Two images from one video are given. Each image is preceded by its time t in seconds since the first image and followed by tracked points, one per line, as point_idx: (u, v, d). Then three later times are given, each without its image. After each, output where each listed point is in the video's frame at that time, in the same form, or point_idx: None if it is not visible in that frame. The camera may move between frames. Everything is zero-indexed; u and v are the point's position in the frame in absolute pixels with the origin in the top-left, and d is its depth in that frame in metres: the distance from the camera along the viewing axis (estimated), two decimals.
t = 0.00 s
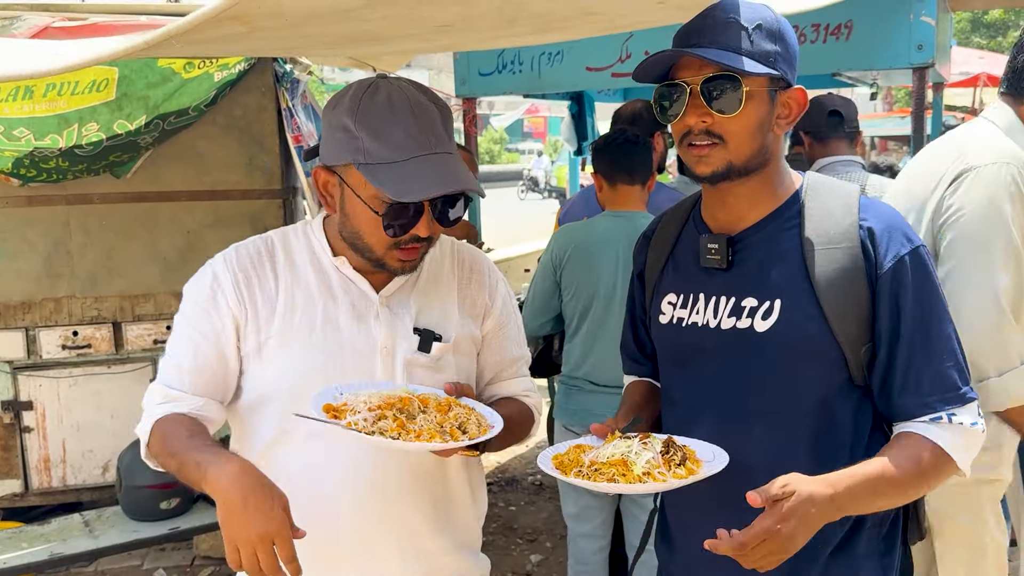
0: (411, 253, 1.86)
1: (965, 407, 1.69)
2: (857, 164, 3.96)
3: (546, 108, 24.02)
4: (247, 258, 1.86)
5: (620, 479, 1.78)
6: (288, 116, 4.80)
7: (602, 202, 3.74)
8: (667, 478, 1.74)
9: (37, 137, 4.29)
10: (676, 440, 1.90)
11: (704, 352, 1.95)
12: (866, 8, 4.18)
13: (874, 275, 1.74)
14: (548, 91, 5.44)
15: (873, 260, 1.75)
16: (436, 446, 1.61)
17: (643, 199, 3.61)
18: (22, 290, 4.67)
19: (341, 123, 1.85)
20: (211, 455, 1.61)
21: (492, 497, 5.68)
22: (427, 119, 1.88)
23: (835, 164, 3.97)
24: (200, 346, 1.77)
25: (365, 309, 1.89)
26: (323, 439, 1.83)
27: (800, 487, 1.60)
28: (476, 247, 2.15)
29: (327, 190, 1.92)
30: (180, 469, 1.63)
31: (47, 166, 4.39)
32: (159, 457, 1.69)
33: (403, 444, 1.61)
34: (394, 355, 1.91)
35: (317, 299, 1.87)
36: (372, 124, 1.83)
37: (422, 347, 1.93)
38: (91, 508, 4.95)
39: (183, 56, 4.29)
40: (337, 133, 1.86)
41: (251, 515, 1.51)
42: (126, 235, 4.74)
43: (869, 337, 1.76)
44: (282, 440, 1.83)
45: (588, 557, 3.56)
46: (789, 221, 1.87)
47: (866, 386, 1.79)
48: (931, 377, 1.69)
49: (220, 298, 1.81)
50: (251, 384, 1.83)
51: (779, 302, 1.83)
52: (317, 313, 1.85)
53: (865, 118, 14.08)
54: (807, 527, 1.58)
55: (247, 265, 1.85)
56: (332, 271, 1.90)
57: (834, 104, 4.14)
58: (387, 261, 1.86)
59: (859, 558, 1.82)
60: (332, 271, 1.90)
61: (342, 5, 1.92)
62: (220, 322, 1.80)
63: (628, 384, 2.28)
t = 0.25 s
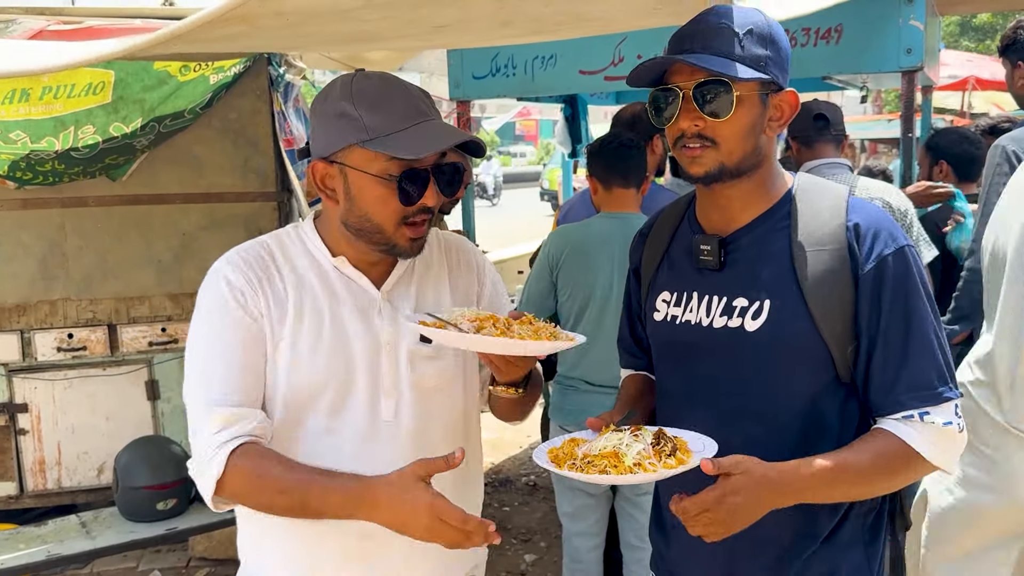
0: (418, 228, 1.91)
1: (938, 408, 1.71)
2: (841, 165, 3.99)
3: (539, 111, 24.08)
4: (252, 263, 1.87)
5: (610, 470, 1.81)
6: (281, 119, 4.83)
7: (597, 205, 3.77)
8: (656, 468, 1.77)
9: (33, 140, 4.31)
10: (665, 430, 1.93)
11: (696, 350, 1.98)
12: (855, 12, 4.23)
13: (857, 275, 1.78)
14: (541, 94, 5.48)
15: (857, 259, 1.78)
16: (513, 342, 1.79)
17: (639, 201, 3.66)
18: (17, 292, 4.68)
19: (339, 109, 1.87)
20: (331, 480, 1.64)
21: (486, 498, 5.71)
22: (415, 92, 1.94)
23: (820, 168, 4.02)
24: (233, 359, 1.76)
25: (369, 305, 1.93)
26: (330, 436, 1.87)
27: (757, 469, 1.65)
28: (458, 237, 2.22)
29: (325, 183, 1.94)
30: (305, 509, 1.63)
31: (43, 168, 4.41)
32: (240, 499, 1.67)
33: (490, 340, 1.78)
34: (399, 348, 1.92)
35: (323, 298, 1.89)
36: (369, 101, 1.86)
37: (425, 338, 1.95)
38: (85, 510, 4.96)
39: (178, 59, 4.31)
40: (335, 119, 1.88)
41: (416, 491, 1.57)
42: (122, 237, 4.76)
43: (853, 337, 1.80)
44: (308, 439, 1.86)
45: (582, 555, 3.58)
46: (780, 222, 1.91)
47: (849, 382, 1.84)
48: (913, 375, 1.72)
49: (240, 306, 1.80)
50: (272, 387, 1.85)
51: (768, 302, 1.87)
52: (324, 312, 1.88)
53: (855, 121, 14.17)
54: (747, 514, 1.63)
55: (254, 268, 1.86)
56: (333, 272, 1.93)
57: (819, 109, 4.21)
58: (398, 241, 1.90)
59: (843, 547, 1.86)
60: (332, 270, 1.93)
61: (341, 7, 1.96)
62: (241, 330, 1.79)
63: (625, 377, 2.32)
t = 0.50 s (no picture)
0: (421, 238, 1.97)
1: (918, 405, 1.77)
2: (830, 167, 4.05)
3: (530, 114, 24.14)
4: (264, 266, 1.88)
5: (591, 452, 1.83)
6: (274, 123, 4.92)
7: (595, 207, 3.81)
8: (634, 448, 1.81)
9: (27, 142, 4.35)
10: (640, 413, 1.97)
11: (687, 343, 2.05)
12: (843, 16, 4.27)
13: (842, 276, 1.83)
14: (533, 96, 5.51)
15: (845, 262, 1.83)
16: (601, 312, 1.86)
17: (636, 203, 3.71)
18: (11, 295, 4.69)
19: (350, 120, 1.90)
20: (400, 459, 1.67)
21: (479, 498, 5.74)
22: (421, 101, 1.97)
23: (810, 169, 4.07)
24: (267, 358, 1.76)
25: (376, 306, 1.98)
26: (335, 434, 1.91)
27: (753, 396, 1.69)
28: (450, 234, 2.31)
29: (330, 190, 1.98)
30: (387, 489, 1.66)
31: (37, 171, 4.43)
32: (313, 490, 1.66)
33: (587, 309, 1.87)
34: (405, 347, 1.98)
35: (333, 299, 1.93)
36: (382, 116, 1.89)
37: (429, 335, 2.02)
38: (79, 512, 4.97)
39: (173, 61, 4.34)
40: (346, 130, 1.90)
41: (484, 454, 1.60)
42: (116, 240, 4.77)
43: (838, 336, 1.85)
44: (330, 435, 1.89)
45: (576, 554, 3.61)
46: (774, 224, 1.95)
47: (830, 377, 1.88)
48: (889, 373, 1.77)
49: (264, 307, 1.81)
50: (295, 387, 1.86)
51: (757, 300, 1.92)
52: (336, 313, 1.92)
53: (844, 123, 14.27)
54: (741, 432, 1.66)
55: (267, 269, 1.88)
56: (337, 276, 1.97)
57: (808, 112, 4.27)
58: (402, 250, 1.96)
59: (819, 538, 1.91)
60: (336, 274, 1.97)
61: (339, 8, 2.00)
62: (268, 327, 1.80)
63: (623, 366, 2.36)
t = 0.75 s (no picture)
0: (422, 244, 2.00)
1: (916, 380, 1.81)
2: (820, 167, 4.09)
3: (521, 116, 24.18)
4: (267, 267, 1.90)
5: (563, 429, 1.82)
6: (267, 125, 4.90)
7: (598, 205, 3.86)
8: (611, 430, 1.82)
9: (21, 144, 4.34)
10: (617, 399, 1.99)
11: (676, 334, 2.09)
12: (831, 19, 4.32)
13: (831, 267, 1.88)
14: (525, 98, 5.55)
15: (833, 254, 1.87)
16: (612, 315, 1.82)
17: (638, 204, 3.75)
18: (4, 296, 4.70)
19: (364, 128, 1.91)
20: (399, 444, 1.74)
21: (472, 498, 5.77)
22: (433, 112, 1.99)
23: (801, 168, 4.11)
24: (271, 360, 1.79)
25: (377, 306, 2.00)
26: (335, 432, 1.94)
27: (768, 352, 1.72)
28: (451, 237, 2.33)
29: (338, 193, 1.99)
30: (389, 475, 1.73)
31: (31, 173, 4.45)
32: (317, 487, 1.70)
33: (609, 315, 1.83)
34: (406, 347, 2.01)
35: (335, 299, 1.95)
36: (395, 126, 1.91)
37: (429, 335, 2.05)
38: (73, 513, 4.97)
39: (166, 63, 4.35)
40: (359, 137, 1.91)
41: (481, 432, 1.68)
42: (109, 241, 4.79)
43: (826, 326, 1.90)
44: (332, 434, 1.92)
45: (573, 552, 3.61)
46: (762, 220, 1.98)
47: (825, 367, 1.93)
48: (887, 356, 1.83)
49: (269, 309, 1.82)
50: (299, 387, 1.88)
51: (745, 292, 1.97)
52: (338, 313, 1.94)
53: (834, 124, 14.36)
54: (753, 380, 1.71)
55: (270, 269, 1.90)
56: (339, 276, 1.99)
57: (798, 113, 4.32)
58: (406, 255, 1.99)
59: (802, 527, 1.94)
60: (338, 274, 1.99)
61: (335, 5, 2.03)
62: (273, 328, 1.82)
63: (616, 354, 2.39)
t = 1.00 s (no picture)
0: (421, 243, 2.02)
1: (915, 363, 1.85)
2: (812, 167, 4.13)
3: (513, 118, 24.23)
4: (265, 263, 1.92)
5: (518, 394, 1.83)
6: (261, 126, 5.01)
7: (604, 204, 3.89)
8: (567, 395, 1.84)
9: (16, 147, 4.36)
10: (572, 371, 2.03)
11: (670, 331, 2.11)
12: (821, 20, 4.36)
13: (827, 260, 1.92)
14: (518, 99, 5.58)
15: (828, 246, 1.92)
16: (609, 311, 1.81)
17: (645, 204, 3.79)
18: None
19: (365, 125, 1.94)
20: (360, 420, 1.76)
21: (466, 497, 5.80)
22: (436, 114, 2.02)
23: (792, 168, 4.15)
24: (259, 353, 1.82)
25: (375, 303, 2.03)
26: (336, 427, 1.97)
27: (768, 315, 1.76)
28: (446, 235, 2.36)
29: (338, 189, 2.01)
30: (353, 452, 1.74)
31: (25, 176, 4.44)
32: (284, 475, 1.74)
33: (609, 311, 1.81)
34: (403, 343, 2.04)
35: (332, 295, 1.98)
36: (396, 123, 1.94)
37: (426, 332, 2.08)
38: (67, 513, 4.98)
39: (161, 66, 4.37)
40: (359, 135, 1.94)
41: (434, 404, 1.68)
42: (104, 242, 4.80)
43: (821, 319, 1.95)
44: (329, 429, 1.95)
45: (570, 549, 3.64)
46: (756, 213, 2.03)
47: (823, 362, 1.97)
48: (886, 340, 1.87)
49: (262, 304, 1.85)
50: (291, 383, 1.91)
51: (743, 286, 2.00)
52: (335, 309, 1.97)
53: (824, 125, 14.45)
54: (750, 333, 1.75)
55: (268, 264, 1.93)
56: (338, 272, 2.02)
57: (790, 115, 4.37)
58: (404, 253, 2.02)
59: (797, 516, 1.98)
60: (337, 271, 2.02)
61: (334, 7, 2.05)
62: (266, 322, 1.85)
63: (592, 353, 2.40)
